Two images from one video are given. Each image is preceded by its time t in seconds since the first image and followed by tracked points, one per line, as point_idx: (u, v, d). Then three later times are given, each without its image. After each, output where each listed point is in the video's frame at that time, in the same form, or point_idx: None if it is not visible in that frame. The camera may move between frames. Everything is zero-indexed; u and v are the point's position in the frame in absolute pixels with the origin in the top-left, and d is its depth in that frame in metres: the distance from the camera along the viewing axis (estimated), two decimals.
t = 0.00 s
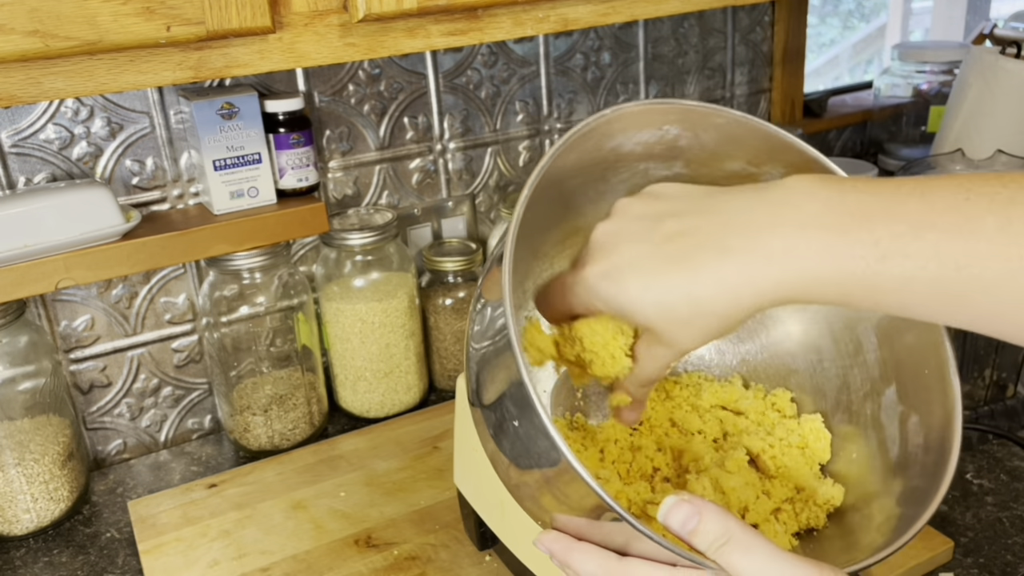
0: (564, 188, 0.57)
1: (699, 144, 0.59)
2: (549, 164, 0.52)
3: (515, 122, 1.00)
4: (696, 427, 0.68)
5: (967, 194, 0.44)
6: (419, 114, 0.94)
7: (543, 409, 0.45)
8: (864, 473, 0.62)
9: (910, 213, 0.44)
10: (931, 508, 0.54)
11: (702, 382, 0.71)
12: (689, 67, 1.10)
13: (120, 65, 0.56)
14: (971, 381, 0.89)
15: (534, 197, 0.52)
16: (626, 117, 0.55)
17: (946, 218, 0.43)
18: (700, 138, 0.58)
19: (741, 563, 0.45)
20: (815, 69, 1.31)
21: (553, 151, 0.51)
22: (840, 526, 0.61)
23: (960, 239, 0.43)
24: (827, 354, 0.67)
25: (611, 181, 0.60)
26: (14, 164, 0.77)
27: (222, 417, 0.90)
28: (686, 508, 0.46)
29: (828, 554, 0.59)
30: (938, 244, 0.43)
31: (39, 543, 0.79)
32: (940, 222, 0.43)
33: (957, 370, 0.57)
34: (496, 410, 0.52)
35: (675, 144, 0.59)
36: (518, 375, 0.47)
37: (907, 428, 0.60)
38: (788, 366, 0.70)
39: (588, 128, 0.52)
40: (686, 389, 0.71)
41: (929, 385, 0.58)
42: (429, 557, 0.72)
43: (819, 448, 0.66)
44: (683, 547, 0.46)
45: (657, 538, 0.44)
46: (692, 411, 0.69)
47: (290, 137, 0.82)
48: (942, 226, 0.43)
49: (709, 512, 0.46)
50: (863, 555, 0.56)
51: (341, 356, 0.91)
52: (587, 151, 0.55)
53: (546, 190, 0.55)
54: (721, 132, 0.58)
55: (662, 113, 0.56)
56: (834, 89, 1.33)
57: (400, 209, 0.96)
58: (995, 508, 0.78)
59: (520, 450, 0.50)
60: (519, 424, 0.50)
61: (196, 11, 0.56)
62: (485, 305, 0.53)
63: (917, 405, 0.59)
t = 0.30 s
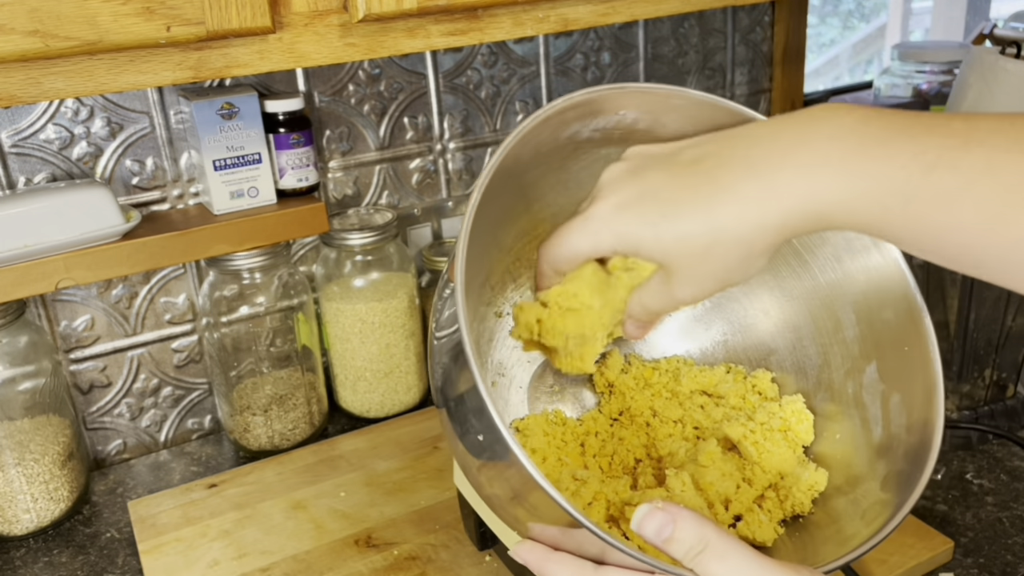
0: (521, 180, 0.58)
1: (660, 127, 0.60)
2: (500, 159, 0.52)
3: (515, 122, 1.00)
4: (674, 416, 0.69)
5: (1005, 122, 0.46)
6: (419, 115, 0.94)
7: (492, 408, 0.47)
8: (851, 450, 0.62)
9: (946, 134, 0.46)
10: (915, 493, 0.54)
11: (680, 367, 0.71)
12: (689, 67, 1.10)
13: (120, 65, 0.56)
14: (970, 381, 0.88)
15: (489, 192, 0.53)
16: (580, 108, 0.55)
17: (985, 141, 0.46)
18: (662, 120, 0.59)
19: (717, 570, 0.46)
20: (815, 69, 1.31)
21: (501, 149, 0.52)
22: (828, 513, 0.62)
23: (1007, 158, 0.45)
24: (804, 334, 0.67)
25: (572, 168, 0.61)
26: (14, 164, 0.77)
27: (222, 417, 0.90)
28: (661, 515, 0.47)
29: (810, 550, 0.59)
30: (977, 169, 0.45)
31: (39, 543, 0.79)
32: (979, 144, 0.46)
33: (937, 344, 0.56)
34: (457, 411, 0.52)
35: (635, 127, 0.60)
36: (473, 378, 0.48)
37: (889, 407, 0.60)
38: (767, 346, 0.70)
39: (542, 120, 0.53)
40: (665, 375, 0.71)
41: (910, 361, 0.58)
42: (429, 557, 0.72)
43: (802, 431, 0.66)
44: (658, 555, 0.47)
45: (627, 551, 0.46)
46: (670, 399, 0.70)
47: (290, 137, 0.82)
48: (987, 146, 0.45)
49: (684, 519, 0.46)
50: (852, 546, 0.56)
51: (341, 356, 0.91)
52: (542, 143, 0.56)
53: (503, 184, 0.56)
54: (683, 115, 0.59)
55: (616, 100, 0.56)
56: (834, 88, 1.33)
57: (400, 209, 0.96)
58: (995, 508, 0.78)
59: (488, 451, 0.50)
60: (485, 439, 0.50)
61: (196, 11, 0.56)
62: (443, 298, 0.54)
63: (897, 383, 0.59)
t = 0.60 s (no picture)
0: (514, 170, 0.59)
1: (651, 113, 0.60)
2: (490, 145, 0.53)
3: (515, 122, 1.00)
4: (671, 406, 0.69)
5: None
6: (420, 114, 0.94)
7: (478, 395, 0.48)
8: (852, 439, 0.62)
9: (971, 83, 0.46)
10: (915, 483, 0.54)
11: (677, 356, 0.71)
12: (689, 67, 1.11)
13: (120, 65, 0.56)
14: (970, 381, 0.88)
15: (478, 181, 0.54)
16: (569, 93, 0.55)
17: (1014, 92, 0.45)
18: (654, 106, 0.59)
19: (711, 565, 0.46)
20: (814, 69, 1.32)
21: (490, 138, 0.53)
22: (825, 504, 0.62)
23: None
24: (802, 322, 0.67)
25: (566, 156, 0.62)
26: (14, 164, 0.77)
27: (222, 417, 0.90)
28: (653, 510, 0.47)
29: (808, 541, 0.59)
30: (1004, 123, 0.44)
31: (39, 543, 0.79)
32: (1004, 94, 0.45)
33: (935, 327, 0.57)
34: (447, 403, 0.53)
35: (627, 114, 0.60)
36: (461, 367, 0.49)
37: (888, 394, 0.60)
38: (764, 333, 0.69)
39: (530, 108, 0.54)
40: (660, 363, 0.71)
41: (909, 348, 0.58)
42: (429, 557, 0.72)
43: (800, 420, 0.66)
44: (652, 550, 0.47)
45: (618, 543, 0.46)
46: (667, 389, 0.70)
47: (290, 137, 0.82)
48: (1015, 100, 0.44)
49: (676, 514, 0.46)
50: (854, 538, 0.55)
51: (341, 356, 0.91)
52: (532, 131, 0.57)
53: (495, 174, 0.56)
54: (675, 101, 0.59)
55: (606, 84, 0.56)
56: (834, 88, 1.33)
57: (400, 209, 0.96)
58: (995, 508, 0.78)
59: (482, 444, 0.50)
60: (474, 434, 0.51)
61: (196, 11, 0.56)
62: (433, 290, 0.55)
63: (896, 371, 0.59)
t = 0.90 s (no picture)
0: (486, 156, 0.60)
1: (630, 88, 0.60)
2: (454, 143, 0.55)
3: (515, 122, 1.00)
4: (672, 374, 0.69)
5: None
6: (420, 114, 0.94)
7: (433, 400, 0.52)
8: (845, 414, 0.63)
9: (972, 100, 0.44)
10: (894, 465, 0.54)
11: (680, 321, 0.71)
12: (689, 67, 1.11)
13: (120, 65, 0.56)
14: (971, 381, 0.88)
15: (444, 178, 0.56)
16: (538, 81, 0.56)
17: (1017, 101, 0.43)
18: (631, 82, 0.59)
19: (671, 566, 0.45)
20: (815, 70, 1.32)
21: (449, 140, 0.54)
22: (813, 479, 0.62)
23: None
24: (802, 288, 0.67)
25: (547, 134, 0.63)
26: (14, 164, 0.77)
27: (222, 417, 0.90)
28: (615, 511, 0.46)
29: (790, 521, 0.60)
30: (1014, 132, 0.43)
31: (39, 544, 0.79)
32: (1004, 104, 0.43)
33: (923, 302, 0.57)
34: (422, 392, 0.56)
35: (604, 90, 0.60)
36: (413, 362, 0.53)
37: (880, 369, 0.60)
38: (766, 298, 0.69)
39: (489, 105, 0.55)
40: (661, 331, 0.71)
41: (901, 325, 0.58)
42: (429, 558, 0.72)
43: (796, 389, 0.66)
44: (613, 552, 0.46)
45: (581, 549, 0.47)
46: (667, 357, 0.70)
47: (290, 137, 0.82)
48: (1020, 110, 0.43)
49: (637, 513, 0.45)
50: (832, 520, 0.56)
51: (341, 356, 0.91)
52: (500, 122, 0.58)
53: (463, 165, 0.58)
54: (648, 77, 0.59)
55: (579, 68, 0.57)
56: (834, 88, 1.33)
57: (400, 208, 0.96)
58: (995, 508, 0.78)
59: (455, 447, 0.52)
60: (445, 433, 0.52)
61: (196, 11, 0.56)
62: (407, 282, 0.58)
63: (889, 346, 0.59)
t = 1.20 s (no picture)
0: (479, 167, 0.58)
1: (624, 91, 0.58)
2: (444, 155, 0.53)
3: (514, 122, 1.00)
4: (665, 383, 0.70)
5: None
6: (419, 114, 0.94)
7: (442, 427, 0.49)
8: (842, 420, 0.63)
9: (969, 151, 0.44)
10: (897, 473, 0.54)
11: (671, 330, 0.73)
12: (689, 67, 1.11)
13: (120, 64, 0.56)
14: (971, 381, 0.88)
15: (436, 191, 0.54)
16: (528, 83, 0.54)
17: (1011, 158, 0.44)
18: (624, 85, 0.57)
19: None
20: (815, 69, 1.31)
21: (439, 151, 0.52)
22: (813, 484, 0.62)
23: None
24: (795, 294, 0.67)
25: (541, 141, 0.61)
26: (14, 164, 0.77)
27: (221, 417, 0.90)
28: (619, 520, 0.45)
29: (791, 531, 0.60)
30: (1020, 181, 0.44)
31: (39, 544, 0.79)
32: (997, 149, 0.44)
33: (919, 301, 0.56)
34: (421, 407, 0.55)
35: (597, 94, 0.58)
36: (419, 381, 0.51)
37: (876, 374, 0.60)
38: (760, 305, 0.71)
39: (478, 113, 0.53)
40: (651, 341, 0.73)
41: (897, 327, 0.58)
42: (429, 558, 0.72)
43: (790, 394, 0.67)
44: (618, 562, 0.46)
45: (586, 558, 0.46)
46: (659, 365, 0.72)
47: (290, 137, 0.82)
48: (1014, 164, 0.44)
49: (644, 523, 0.45)
50: (831, 530, 0.56)
51: (341, 356, 0.91)
52: (491, 130, 0.56)
53: (455, 175, 0.56)
54: (642, 78, 0.57)
55: (571, 69, 0.55)
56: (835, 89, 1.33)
57: (400, 209, 0.96)
58: (995, 508, 0.78)
59: (453, 461, 0.50)
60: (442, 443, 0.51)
61: (196, 11, 0.56)
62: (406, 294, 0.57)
63: (884, 351, 0.59)
